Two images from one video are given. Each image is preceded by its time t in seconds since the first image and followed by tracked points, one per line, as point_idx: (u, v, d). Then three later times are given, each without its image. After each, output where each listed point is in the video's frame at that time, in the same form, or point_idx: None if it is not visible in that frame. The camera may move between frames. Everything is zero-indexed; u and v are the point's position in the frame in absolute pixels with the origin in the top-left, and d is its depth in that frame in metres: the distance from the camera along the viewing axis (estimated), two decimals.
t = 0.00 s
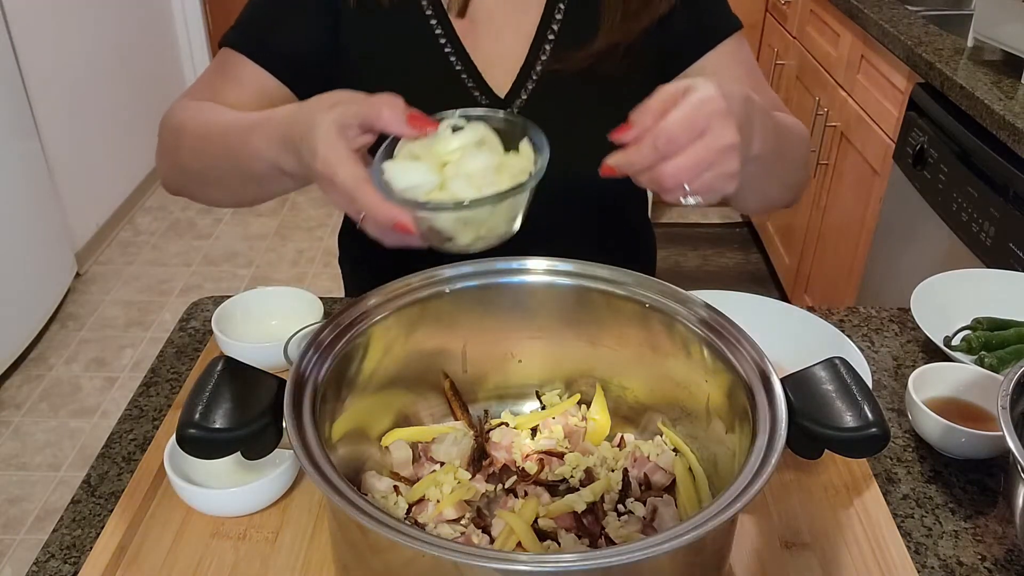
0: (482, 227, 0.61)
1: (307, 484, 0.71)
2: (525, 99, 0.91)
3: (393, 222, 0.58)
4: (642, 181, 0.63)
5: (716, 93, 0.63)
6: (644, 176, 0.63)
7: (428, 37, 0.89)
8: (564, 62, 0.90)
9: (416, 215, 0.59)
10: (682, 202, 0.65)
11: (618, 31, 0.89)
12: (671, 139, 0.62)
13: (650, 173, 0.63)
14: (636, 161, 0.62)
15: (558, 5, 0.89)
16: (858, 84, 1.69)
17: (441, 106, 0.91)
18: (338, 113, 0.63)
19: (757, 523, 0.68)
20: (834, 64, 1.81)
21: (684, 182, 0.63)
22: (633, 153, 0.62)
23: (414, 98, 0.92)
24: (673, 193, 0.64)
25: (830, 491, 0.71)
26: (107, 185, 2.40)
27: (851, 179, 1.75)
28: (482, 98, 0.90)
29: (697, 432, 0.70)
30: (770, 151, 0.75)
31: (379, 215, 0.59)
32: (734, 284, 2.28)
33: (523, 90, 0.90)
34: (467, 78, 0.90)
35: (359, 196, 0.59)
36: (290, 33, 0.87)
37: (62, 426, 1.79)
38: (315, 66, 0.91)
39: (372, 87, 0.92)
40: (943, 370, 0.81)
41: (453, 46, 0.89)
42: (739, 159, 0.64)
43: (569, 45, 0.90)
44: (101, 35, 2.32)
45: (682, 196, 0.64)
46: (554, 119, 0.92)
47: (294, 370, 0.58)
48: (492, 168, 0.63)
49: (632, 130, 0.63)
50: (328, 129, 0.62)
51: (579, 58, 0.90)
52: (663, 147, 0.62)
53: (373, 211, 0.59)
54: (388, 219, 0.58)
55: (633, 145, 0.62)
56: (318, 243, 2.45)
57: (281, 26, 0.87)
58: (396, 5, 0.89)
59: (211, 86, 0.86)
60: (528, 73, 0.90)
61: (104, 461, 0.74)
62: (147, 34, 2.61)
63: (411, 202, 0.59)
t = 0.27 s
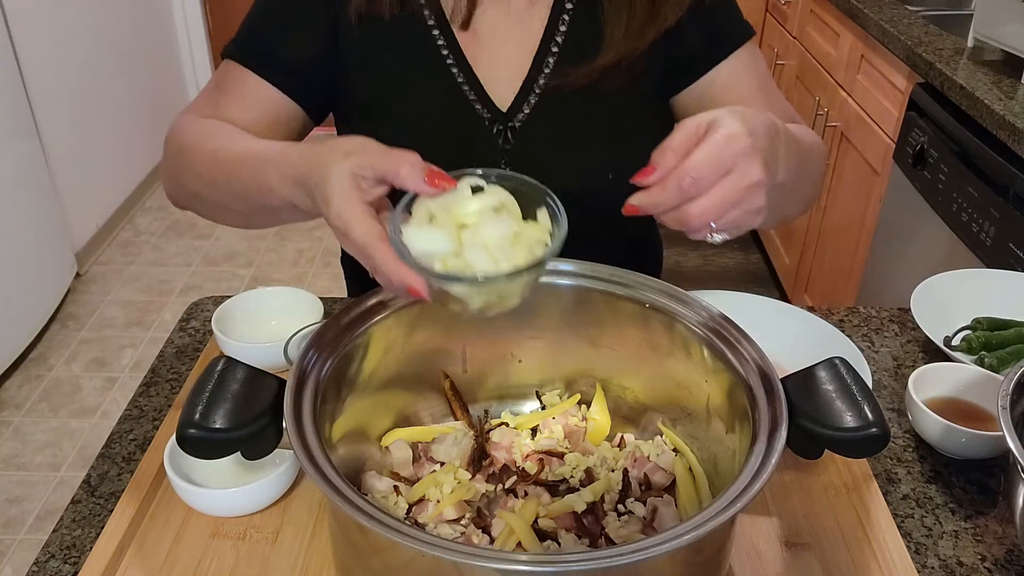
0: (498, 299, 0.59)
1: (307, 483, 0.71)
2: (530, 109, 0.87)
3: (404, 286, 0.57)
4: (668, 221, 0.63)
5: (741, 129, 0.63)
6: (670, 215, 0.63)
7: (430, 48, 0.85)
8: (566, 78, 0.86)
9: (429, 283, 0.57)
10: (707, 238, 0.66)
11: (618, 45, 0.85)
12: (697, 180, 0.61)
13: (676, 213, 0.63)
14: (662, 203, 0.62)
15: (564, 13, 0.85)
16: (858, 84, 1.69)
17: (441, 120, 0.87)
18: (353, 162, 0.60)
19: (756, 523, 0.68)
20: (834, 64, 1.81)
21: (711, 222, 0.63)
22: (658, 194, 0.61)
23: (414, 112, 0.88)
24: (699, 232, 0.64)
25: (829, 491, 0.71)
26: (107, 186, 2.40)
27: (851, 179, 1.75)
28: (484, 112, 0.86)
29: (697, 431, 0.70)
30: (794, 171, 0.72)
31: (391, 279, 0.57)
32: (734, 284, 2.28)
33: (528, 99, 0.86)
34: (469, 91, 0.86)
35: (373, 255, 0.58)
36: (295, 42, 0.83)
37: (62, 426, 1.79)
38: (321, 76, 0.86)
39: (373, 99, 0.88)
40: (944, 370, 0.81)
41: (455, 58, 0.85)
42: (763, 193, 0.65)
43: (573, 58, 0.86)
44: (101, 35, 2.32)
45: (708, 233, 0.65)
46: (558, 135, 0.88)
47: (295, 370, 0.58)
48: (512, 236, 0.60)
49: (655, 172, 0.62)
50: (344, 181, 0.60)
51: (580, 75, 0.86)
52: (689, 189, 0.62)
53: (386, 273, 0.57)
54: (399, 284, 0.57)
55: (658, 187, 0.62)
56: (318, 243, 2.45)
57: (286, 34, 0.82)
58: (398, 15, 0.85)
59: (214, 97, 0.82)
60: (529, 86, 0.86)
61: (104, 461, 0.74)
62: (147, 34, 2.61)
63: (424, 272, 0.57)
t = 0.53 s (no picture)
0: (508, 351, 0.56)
1: (307, 483, 0.71)
2: (534, 117, 0.86)
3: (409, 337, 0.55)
4: (689, 236, 0.63)
5: (759, 140, 0.63)
6: (691, 229, 0.63)
7: (436, 54, 0.85)
8: (570, 89, 0.86)
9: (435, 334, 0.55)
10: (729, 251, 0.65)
11: (625, 54, 0.85)
12: (719, 193, 0.61)
13: (699, 227, 0.62)
14: (683, 218, 0.61)
15: (570, 19, 0.85)
16: (858, 84, 1.69)
17: (445, 125, 0.87)
18: (360, 207, 0.59)
19: (756, 523, 0.68)
20: (834, 64, 1.81)
21: (734, 235, 0.63)
22: (679, 208, 0.61)
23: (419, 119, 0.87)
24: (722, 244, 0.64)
25: (829, 491, 0.71)
26: (107, 186, 2.40)
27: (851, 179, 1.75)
28: (489, 118, 0.86)
29: (697, 431, 0.71)
30: (805, 179, 0.70)
31: (397, 327, 0.56)
32: (733, 284, 2.28)
33: (532, 108, 0.86)
34: (474, 97, 0.86)
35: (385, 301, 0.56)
36: (302, 45, 0.82)
37: (62, 426, 1.79)
38: (327, 78, 0.86)
39: (378, 103, 0.88)
40: (944, 370, 0.81)
41: (460, 63, 0.85)
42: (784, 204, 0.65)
43: (578, 66, 0.86)
44: (101, 35, 2.32)
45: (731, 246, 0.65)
46: (563, 141, 0.88)
47: (295, 370, 0.58)
48: (526, 292, 0.57)
49: (675, 187, 0.61)
50: (350, 227, 0.59)
51: (585, 84, 0.86)
52: (712, 203, 0.61)
53: (391, 320, 0.56)
54: (405, 334, 0.55)
55: (680, 202, 0.61)
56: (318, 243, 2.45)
57: (292, 35, 0.82)
58: (405, 21, 0.85)
59: (220, 102, 0.82)
60: (534, 93, 0.86)
61: (104, 461, 0.74)
62: (147, 34, 2.61)
63: (429, 324, 0.55)
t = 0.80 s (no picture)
0: (514, 366, 0.58)
1: (307, 484, 0.71)
2: (535, 121, 0.86)
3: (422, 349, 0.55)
4: (697, 234, 0.57)
5: (743, 126, 0.59)
6: (693, 227, 0.57)
7: (437, 55, 0.85)
8: (570, 93, 0.86)
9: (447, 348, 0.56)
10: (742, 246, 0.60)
11: (626, 59, 0.85)
12: (710, 180, 0.56)
13: (703, 223, 0.57)
14: (677, 213, 0.57)
15: (571, 22, 0.85)
16: (858, 84, 1.69)
17: (445, 126, 0.87)
18: (366, 222, 0.58)
19: (757, 523, 0.68)
20: (834, 64, 1.81)
21: (741, 223, 0.57)
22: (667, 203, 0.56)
23: (420, 121, 0.87)
24: (730, 239, 0.59)
25: (830, 492, 0.71)
26: (107, 186, 2.40)
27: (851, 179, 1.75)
28: (489, 120, 0.86)
29: (697, 432, 0.70)
30: (808, 174, 0.68)
31: (408, 339, 0.56)
32: (734, 284, 2.28)
33: (533, 111, 0.86)
34: (474, 100, 0.86)
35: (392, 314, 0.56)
36: (302, 44, 0.82)
37: (62, 427, 1.78)
38: (328, 76, 0.86)
39: (379, 105, 0.88)
40: (944, 370, 0.80)
41: (461, 65, 0.85)
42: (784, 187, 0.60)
43: (579, 70, 0.86)
44: (101, 35, 2.32)
45: (743, 240, 0.59)
46: (564, 143, 0.88)
47: (295, 371, 0.58)
48: (536, 314, 0.60)
49: (658, 185, 0.57)
50: (358, 243, 0.58)
51: (585, 89, 0.86)
52: (705, 191, 0.56)
53: (403, 332, 0.55)
54: (417, 343, 0.55)
55: (667, 197, 0.57)
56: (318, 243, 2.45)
57: (294, 32, 0.82)
58: (407, 23, 0.85)
59: (220, 99, 0.81)
60: (536, 95, 0.86)
61: (103, 461, 0.74)
62: (147, 34, 2.61)
63: (442, 338, 0.56)
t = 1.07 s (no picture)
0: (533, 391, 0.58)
1: (306, 483, 0.71)
2: (533, 121, 0.86)
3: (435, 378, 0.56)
4: (628, 234, 0.54)
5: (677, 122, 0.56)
6: (625, 228, 0.54)
7: (437, 56, 0.85)
8: (565, 96, 0.86)
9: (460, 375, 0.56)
10: (677, 248, 0.57)
11: (619, 60, 0.85)
12: (637, 176, 0.53)
13: (631, 223, 0.54)
14: (604, 211, 0.54)
15: (568, 22, 0.85)
16: (858, 84, 1.69)
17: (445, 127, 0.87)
18: (385, 225, 0.58)
19: (756, 523, 0.68)
20: (834, 64, 1.81)
21: (671, 221, 0.54)
22: (588, 205, 0.54)
23: (419, 121, 0.87)
24: (661, 241, 0.56)
25: (829, 492, 0.71)
26: (107, 186, 2.40)
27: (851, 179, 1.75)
28: (489, 122, 0.86)
29: (697, 432, 0.70)
30: (792, 179, 0.68)
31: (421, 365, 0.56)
32: (734, 284, 2.28)
33: (530, 112, 0.86)
34: (474, 100, 0.86)
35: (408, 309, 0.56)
36: (307, 42, 0.82)
37: (62, 427, 1.78)
38: (330, 76, 0.85)
39: (379, 105, 0.88)
40: (944, 371, 0.80)
41: (461, 65, 0.85)
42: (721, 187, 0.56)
43: (573, 73, 0.86)
44: (101, 34, 2.32)
45: (677, 243, 0.56)
46: (562, 145, 0.88)
47: (295, 371, 0.58)
48: (551, 330, 0.58)
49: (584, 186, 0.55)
50: (378, 244, 0.57)
51: (579, 91, 0.86)
52: (632, 189, 0.53)
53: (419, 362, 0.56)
54: (430, 373, 0.56)
55: (593, 196, 0.54)
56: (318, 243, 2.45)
57: (298, 31, 0.81)
58: (408, 23, 0.84)
59: (223, 99, 0.80)
60: (533, 97, 0.85)
61: (103, 461, 0.74)
62: (147, 34, 2.61)
63: (456, 365, 0.56)
